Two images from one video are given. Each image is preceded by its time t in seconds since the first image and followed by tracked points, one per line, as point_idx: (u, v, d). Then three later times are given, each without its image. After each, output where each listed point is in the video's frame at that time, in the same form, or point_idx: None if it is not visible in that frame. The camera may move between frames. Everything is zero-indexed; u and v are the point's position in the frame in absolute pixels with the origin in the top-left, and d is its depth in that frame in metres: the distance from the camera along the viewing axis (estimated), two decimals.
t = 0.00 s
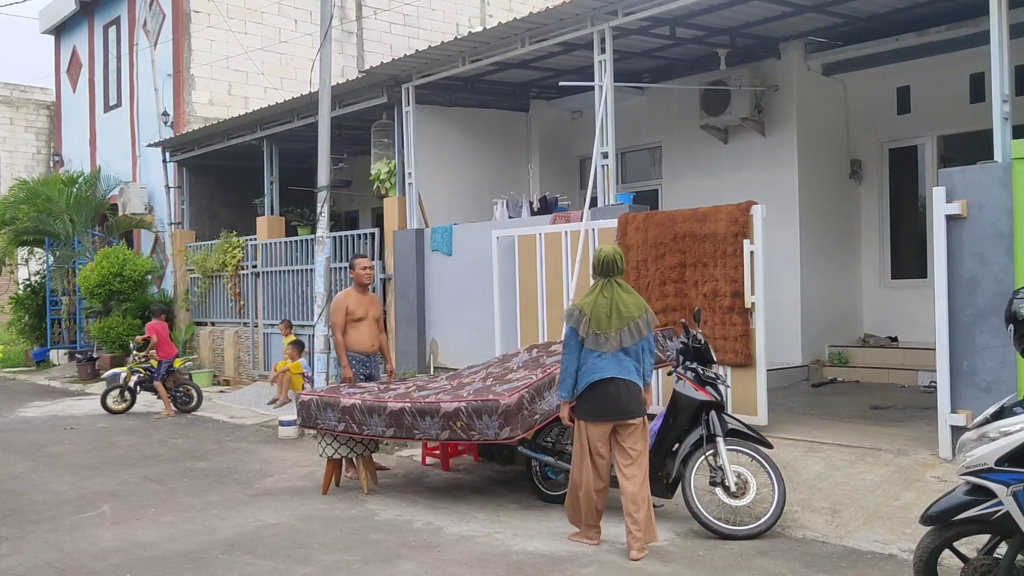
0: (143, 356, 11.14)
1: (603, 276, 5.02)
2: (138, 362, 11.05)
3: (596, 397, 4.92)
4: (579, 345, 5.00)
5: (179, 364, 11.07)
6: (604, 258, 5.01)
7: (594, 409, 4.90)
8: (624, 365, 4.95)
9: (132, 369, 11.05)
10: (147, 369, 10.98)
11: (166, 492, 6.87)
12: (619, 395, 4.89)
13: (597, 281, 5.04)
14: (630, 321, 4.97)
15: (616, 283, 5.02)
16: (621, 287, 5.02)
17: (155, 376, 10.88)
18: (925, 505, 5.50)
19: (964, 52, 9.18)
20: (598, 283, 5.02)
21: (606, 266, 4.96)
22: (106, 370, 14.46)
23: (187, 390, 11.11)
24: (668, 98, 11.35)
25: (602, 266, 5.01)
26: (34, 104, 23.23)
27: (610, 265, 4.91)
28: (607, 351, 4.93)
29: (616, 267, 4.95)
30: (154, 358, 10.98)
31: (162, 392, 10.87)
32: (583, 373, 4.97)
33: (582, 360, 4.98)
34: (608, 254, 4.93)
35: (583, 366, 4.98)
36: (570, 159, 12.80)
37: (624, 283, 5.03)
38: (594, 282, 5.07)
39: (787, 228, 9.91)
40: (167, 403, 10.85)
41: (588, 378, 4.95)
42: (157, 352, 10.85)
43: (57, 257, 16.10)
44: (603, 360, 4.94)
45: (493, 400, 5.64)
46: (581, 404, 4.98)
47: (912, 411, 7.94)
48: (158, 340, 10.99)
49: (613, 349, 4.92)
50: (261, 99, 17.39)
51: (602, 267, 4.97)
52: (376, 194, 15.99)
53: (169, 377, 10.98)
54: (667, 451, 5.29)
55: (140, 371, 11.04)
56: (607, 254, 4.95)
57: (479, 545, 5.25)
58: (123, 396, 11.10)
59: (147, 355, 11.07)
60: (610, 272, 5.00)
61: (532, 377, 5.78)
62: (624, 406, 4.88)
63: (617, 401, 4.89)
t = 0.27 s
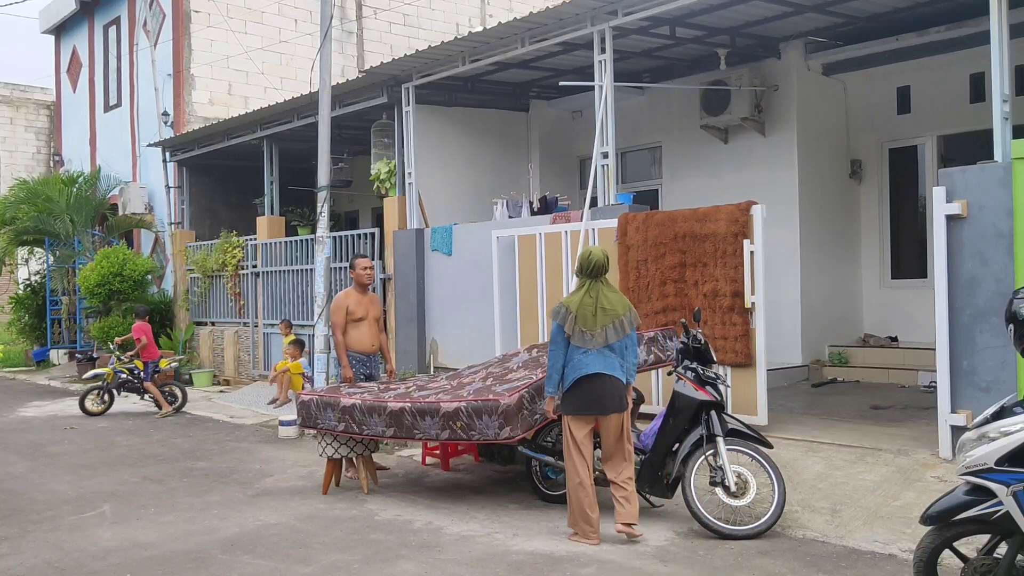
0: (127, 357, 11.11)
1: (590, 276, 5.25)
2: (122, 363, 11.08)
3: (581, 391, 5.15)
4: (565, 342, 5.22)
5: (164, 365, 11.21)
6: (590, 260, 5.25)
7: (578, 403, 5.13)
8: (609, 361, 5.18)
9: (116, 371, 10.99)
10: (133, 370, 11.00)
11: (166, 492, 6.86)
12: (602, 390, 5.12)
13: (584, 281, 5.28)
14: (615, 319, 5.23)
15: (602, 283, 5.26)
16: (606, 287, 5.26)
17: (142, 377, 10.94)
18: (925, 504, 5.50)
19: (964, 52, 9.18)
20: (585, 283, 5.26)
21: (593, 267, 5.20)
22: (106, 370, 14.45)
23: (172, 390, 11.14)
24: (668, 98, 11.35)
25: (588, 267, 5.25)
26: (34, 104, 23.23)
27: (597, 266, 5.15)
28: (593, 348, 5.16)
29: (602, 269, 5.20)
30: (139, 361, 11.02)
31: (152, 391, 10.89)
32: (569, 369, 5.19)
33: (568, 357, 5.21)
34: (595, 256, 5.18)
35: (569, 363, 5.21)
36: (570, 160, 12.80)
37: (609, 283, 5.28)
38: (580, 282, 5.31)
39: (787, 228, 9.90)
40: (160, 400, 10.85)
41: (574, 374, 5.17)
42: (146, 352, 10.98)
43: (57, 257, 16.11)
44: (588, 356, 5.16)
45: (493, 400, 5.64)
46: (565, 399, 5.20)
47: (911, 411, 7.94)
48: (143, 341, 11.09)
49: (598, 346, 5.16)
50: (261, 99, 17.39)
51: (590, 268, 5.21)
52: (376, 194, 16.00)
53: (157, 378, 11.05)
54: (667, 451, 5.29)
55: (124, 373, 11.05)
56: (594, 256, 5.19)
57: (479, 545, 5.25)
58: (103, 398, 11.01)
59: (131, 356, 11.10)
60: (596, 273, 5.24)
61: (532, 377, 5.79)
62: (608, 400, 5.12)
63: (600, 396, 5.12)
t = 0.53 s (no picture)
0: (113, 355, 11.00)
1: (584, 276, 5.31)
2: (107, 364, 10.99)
3: (579, 387, 5.20)
4: (563, 340, 5.27)
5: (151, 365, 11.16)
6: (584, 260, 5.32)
7: (577, 400, 5.18)
8: (606, 358, 5.26)
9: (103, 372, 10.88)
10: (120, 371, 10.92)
11: (166, 492, 6.86)
12: (600, 385, 5.18)
13: (578, 282, 5.33)
14: (611, 317, 5.29)
15: (596, 282, 5.33)
16: (601, 286, 5.32)
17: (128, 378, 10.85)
18: (925, 505, 5.50)
19: (964, 52, 9.18)
20: (580, 282, 5.31)
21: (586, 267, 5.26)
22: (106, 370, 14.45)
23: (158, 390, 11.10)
24: (668, 98, 11.35)
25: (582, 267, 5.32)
26: (34, 104, 23.23)
27: (591, 266, 5.21)
28: (590, 346, 5.23)
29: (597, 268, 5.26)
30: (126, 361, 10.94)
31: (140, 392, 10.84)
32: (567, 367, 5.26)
33: (566, 355, 5.27)
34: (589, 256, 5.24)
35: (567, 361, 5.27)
36: (570, 160, 12.80)
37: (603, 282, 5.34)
38: (575, 282, 5.36)
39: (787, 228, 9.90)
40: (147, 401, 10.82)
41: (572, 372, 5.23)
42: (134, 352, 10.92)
43: (57, 257, 16.11)
44: (586, 353, 5.23)
45: (493, 400, 5.64)
46: (564, 396, 5.26)
47: (912, 411, 7.94)
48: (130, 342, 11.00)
49: (595, 343, 5.23)
50: (261, 99, 17.39)
51: (584, 268, 5.27)
52: (376, 194, 16.00)
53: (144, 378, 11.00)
54: (668, 451, 5.29)
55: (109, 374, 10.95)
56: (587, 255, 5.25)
57: (479, 545, 5.25)
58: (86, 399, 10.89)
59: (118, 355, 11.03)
60: (591, 272, 5.30)
61: (532, 377, 5.79)
62: (606, 397, 5.18)
63: (599, 391, 5.18)
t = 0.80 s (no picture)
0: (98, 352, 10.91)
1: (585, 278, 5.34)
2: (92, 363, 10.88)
3: (590, 386, 5.21)
4: (571, 339, 5.25)
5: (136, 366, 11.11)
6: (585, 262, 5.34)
7: (587, 399, 5.19)
8: (611, 356, 5.31)
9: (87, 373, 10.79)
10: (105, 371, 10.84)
11: (166, 492, 6.86)
12: (610, 382, 5.22)
13: (579, 283, 5.35)
14: (613, 316, 5.35)
15: (597, 283, 5.37)
16: (601, 287, 5.37)
17: (112, 378, 10.77)
18: (925, 505, 5.50)
19: (964, 52, 9.18)
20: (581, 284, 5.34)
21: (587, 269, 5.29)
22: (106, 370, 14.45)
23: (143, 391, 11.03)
24: (668, 98, 11.35)
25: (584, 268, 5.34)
26: (34, 104, 23.24)
27: (596, 266, 5.26)
28: (598, 344, 5.25)
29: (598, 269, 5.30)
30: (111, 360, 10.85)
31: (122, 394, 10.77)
32: (576, 366, 5.24)
33: (575, 354, 5.25)
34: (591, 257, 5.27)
35: (575, 360, 5.26)
36: (570, 160, 12.81)
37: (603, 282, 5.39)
38: (576, 283, 5.37)
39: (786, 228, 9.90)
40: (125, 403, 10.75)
41: (581, 370, 5.23)
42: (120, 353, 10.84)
43: (57, 257, 16.11)
44: (594, 351, 5.25)
45: (493, 400, 5.63)
46: (573, 395, 5.25)
47: (912, 411, 7.94)
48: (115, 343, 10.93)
49: (603, 341, 5.26)
50: (261, 99, 17.39)
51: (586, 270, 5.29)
52: (376, 194, 16.00)
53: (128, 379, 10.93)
54: (668, 451, 5.29)
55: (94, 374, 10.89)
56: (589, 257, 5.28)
57: (479, 545, 5.25)
58: (70, 400, 10.76)
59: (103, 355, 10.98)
60: (592, 273, 5.33)
61: (532, 377, 5.78)
62: (615, 394, 5.24)
63: (609, 389, 5.22)
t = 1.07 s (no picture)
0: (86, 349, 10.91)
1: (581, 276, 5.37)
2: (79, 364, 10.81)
3: (588, 384, 5.27)
4: (568, 338, 5.29)
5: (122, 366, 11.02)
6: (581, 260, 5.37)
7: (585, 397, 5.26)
8: (606, 354, 5.37)
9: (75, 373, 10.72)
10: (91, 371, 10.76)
11: (166, 492, 6.86)
12: (607, 380, 5.29)
13: (577, 281, 5.38)
14: (610, 314, 5.39)
15: (594, 281, 5.40)
16: (597, 285, 5.41)
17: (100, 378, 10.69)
18: (925, 504, 5.50)
19: (965, 52, 9.18)
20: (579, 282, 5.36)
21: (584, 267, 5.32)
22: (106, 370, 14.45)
23: (129, 392, 10.97)
24: (668, 98, 11.35)
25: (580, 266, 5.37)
26: (34, 104, 23.24)
27: (593, 264, 5.30)
28: (595, 342, 5.31)
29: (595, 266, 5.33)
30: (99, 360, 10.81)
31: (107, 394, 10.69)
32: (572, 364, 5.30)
33: (572, 352, 5.30)
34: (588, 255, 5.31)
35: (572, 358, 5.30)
36: (570, 160, 12.81)
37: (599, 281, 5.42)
38: (572, 281, 5.40)
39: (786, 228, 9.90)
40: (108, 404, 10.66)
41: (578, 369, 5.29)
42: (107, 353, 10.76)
43: (57, 257, 16.11)
44: (591, 350, 5.30)
45: (493, 400, 5.63)
46: (569, 393, 5.31)
47: (912, 411, 7.94)
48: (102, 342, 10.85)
49: (600, 340, 5.31)
50: (261, 99, 17.38)
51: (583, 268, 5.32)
52: (376, 195, 16.01)
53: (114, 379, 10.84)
54: (668, 450, 5.30)
55: (81, 375, 10.87)
56: (586, 255, 5.31)
57: (479, 545, 5.25)
58: (56, 401, 10.64)
59: (89, 356, 10.98)
60: (588, 271, 5.37)
61: (532, 377, 5.78)
62: (611, 392, 5.31)
63: (606, 387, 5.29)
